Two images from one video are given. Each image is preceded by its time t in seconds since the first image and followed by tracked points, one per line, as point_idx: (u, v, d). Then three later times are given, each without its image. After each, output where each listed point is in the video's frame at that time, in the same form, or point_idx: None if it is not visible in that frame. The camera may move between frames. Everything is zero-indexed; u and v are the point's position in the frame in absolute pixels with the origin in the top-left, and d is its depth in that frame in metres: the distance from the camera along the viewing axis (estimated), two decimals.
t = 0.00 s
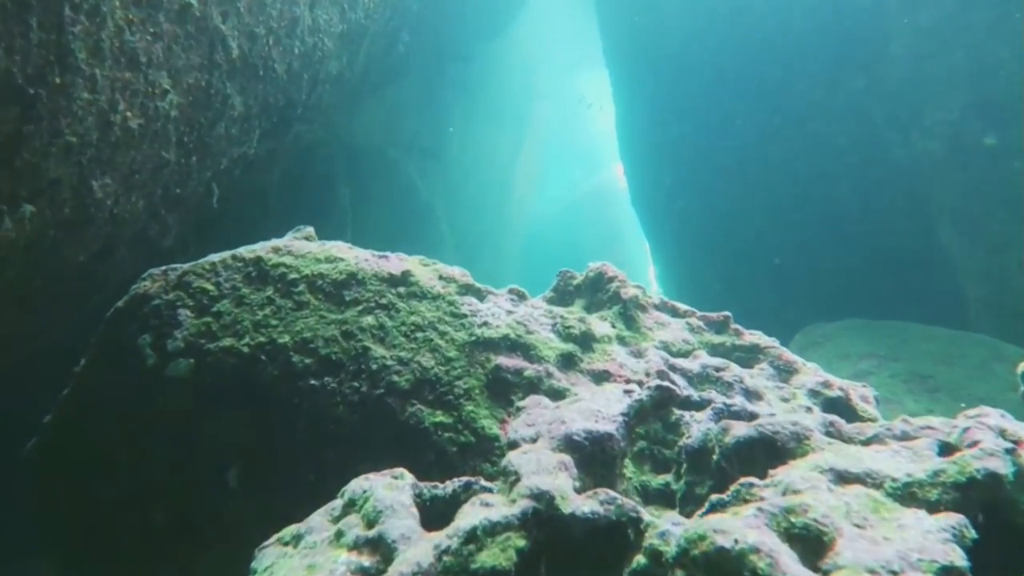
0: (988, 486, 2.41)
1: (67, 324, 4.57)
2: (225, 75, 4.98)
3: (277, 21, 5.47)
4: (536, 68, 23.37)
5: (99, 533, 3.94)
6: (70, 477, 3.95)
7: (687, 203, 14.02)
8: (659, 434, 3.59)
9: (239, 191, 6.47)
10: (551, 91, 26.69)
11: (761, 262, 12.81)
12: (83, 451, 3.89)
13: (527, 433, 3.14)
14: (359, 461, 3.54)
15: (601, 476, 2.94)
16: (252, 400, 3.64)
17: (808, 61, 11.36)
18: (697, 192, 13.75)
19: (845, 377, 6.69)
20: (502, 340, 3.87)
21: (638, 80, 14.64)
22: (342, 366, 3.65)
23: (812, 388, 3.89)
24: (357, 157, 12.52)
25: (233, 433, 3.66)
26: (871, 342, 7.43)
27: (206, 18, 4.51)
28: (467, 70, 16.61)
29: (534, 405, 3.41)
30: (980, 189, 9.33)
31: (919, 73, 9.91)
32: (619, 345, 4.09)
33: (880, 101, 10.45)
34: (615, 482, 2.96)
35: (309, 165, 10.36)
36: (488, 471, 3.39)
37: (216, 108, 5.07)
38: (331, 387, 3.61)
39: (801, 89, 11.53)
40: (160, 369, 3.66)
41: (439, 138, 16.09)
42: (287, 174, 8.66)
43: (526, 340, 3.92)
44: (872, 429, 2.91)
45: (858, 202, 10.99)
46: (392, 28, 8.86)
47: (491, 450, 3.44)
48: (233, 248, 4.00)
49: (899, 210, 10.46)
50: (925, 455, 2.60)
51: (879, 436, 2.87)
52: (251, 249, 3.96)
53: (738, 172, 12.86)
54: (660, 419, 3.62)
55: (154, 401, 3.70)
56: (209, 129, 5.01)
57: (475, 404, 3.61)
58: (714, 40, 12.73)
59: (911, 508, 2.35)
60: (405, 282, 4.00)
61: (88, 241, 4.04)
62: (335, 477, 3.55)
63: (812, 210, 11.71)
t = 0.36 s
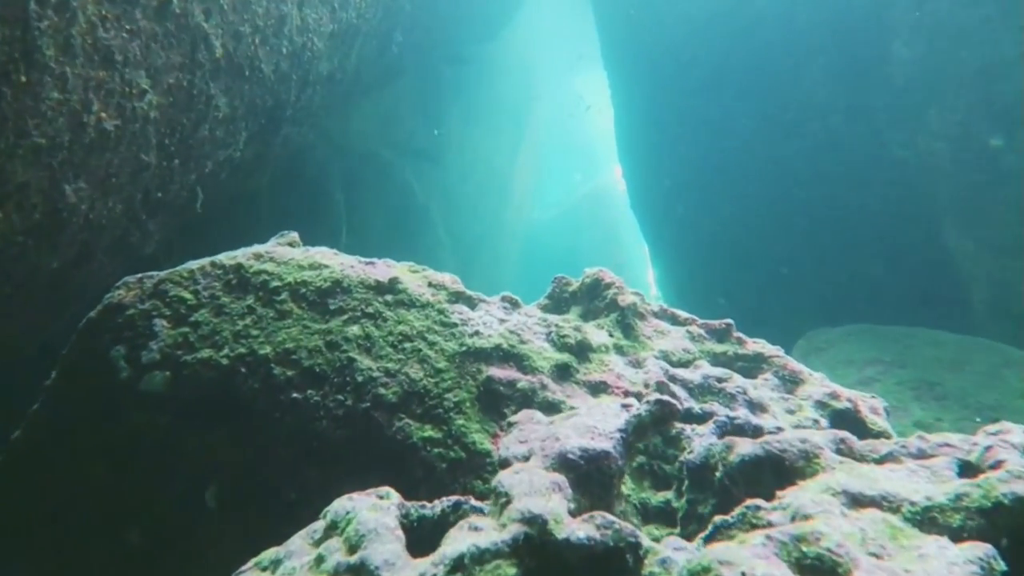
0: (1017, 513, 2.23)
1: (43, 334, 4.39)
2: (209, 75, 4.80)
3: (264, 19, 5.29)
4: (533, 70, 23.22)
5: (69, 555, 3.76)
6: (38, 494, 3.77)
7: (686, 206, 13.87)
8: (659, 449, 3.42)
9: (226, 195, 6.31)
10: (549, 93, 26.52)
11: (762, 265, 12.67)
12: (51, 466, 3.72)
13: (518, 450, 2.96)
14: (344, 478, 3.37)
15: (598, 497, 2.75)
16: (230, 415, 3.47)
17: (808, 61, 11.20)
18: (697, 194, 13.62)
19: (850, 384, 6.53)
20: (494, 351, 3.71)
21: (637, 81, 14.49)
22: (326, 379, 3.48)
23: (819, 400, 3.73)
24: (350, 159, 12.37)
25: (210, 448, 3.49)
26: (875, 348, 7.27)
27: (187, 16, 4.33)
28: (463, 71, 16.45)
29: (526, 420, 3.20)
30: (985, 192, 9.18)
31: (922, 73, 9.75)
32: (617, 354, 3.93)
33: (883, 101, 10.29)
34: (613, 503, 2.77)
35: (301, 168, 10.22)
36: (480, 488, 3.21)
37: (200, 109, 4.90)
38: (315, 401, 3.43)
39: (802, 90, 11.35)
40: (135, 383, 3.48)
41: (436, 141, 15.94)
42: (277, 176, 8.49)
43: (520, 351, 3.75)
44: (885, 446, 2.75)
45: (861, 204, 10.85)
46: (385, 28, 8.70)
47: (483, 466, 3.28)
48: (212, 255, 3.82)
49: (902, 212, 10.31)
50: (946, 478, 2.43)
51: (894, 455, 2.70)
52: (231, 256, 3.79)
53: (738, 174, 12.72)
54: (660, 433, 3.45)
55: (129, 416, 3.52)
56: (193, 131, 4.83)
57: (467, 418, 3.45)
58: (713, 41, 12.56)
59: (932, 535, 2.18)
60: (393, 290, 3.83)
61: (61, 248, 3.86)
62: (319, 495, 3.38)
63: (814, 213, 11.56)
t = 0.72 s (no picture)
0: None
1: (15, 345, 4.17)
2: (189, 73, 4.60)
3: (247, 14, 5.10)
4: (531, 72, 23.08)
5: None
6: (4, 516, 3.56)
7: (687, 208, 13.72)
8: (661, 464, 3.23)
9: (211, 198, 6.10)
10: (546, 94, 26.37)
11: (764, 267, 12.47)
12: (15, 488, 3.50)
13: (511, 468, 2.75)
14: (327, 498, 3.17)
15: (597, 521, 2.53)
16: (205, 431, 3.26)
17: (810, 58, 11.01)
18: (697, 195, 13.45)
19: (858, 391, 6.32)
20: (485, 360, 3.52)
21: (637, 81, 14.33)
22: (307, 392, 3.27)
23: (830, 410, 3.54)
24: (342, 161, 12.18)
25: (184, 467, 3.28)
26: (882, 352, 7.07)
27: (163, 9, 4.14)
28: (458, 73, 16.28)
29: (519, 436, 3.00)
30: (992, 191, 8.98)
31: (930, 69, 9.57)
32: (615, 363, 3.74)
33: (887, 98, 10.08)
34: (612, 526, 2.56)
35: (290, 170, 10.04)
36: (471, 507, 3.01)
37: (181, 108, 4.70)
38: (295, 415, 3.23)
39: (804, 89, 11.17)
40: (104, 397, 3.27)
41: (432, 143, 15.76)
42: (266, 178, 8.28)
43: (513, 361, 3.56)
44: (906, 464, 2.55)
45: (865, 205, 10.67)
46: (378, 26, 8.50)
47: (475, 483, 3.07)
48: (188, 261, 3.62)
49: (906, 212, 10.11)
50: (976, 501, 2.22)
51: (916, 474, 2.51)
52: (208, 262, 3.59)
53: (740, 174, 12.55)
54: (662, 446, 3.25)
55: (98, 433, 3.31)
56: (173, 131, 4.63)
57: (457, 432, 3.25)
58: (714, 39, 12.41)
59: (962, 564, 1.98)
60: (378, 296, 3.63)
61: (30, 254, 3.65)
62: (300, 516, 3.17)
63: (816, 213, 11.37)
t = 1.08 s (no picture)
0: None
1: None
2: (170, 63, 4.40)
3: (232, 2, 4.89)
4: (531, 66, 22.85)
5: None
6: None
7: (690, 204, 13.55)
8: (666, 473, 3.03)
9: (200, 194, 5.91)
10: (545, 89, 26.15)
11: (768, 263, 12.27)
12: None
13: (504, 481, 2.55)
14: (311, 509, 2.98)
15: (596, 538, 2.34)
16: (181, 439, 3.07)
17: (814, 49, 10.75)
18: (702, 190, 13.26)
19: (871, 391, 6.11)
20: (479, 363, 3.33)
21: (639, 74, 14.12)
22: (289, 398, 3.08)
23: (843, 415, 3.35)
24: (337, 157, 11.96)
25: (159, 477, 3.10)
26: (892, 351, 6.87)
27: None
28: (457, 67, 16.06)
29: (513, 445, 2.80)
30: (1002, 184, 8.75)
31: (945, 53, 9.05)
32: (616, 365, 3.54)
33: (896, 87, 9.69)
34: (612, 544, 2.37)
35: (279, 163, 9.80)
36: (463, 520, 2.83)
37: (162, 100, 4.50)
38: (276, 423, 3.03)
39: (808, 81, 10.94)
40: (73, 403, 3.07)
41: (431, 138, 15.56)
42: (257, 173, 8.07)
43: (508, 364, 3.37)
44: (931, 476, 2.36)
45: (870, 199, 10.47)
46: (372, 17, 8.29)
47: (467, 495, 2.88)
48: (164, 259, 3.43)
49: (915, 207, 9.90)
50: (1013, 518, 2.02)
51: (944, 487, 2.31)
52: (185, 260, 3.40)
53: (744, 169, 12.34)
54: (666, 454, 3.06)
55: (69, 441, 3.13)
56: (154, 124, 4.43)
57: (448, 440, 3.06)
58: (717, 30, 12.17)
59: None
60: (365, 296, 3.43)
61: None
62: (283, 529, 2.98)
63: (821, 208, 11.16)
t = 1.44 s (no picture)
0: None
1: None
2: (153, 52, 4.20)
3: None
4: (533, 61, 22.67)
5: None
6: None
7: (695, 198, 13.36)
8: (671, 485, 2.85)
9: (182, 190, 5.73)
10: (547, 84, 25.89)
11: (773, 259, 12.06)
12: None
13: (498, 496, 2.38)
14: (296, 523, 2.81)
15: (597, 558, 2.15)
16: (160, 448, 2.90)
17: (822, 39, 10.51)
18: (706, 185, 13.04)
19: (885, 392, 5.93)
20: (473, 367, 3.15)
21: (642, 66, 13.88)
22: (271, 405, 2.89)
23: (859, 421, 3.17)
24: (329, 151, 11.77)
25: (139, 488, 2.93)
26: (902, 350, 6.67)
27: None
28: (456, 60, 15.83)
29: (506, 457, 2.63)
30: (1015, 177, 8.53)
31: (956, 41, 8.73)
32: (618, 368, 3.36)
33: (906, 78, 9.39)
34: (613, 563, 2.19)
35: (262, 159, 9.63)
36: (456, 534, 2.65)
37: (146, 91, 4.30)
38: (258, 431, 2.85)
39: (815, 72, 10.72)
40: (42, 411, 2.88)
41: (431, 133, 15.37)
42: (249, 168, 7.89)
43: (504, 368, 3.19)
44: (961, 493, 2.18)
45: (873, 194, 10.20)
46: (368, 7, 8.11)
47: (460, 508, 2.71)
48: (140, 258, 3.24)
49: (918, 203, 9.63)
50: None
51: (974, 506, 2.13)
52: (163, 259, 3.22)
53: (749, 163, 12.14)
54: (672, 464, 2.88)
55: (39, 450, 2.94)
56: (137, 116, 4.24)
57: (441, 449, 2.88)
58: (723, 21, 11.96)
59: None
60: (353, 296, 3.25)
61: None
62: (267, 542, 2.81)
63: (827, 203, 10.94)
